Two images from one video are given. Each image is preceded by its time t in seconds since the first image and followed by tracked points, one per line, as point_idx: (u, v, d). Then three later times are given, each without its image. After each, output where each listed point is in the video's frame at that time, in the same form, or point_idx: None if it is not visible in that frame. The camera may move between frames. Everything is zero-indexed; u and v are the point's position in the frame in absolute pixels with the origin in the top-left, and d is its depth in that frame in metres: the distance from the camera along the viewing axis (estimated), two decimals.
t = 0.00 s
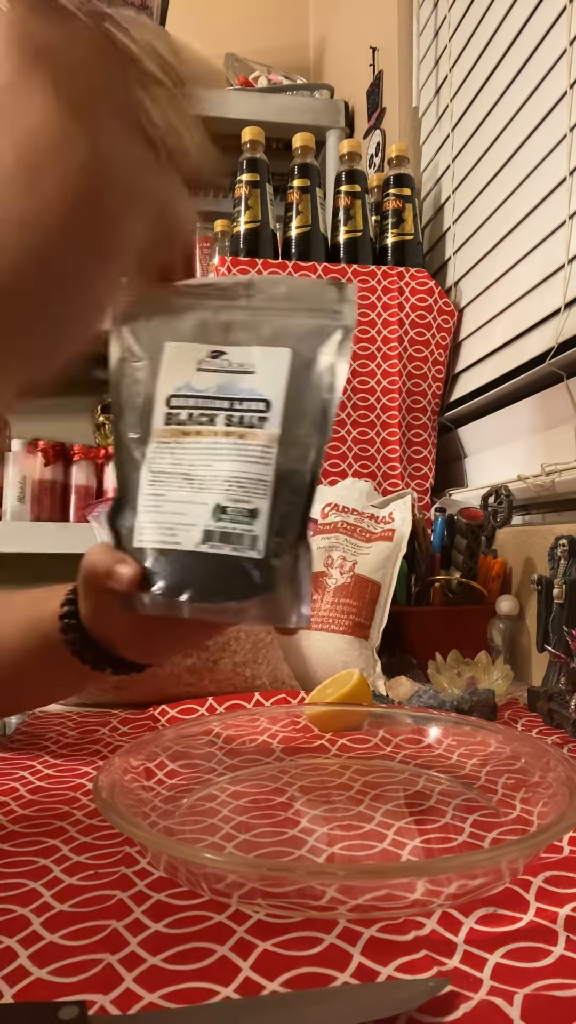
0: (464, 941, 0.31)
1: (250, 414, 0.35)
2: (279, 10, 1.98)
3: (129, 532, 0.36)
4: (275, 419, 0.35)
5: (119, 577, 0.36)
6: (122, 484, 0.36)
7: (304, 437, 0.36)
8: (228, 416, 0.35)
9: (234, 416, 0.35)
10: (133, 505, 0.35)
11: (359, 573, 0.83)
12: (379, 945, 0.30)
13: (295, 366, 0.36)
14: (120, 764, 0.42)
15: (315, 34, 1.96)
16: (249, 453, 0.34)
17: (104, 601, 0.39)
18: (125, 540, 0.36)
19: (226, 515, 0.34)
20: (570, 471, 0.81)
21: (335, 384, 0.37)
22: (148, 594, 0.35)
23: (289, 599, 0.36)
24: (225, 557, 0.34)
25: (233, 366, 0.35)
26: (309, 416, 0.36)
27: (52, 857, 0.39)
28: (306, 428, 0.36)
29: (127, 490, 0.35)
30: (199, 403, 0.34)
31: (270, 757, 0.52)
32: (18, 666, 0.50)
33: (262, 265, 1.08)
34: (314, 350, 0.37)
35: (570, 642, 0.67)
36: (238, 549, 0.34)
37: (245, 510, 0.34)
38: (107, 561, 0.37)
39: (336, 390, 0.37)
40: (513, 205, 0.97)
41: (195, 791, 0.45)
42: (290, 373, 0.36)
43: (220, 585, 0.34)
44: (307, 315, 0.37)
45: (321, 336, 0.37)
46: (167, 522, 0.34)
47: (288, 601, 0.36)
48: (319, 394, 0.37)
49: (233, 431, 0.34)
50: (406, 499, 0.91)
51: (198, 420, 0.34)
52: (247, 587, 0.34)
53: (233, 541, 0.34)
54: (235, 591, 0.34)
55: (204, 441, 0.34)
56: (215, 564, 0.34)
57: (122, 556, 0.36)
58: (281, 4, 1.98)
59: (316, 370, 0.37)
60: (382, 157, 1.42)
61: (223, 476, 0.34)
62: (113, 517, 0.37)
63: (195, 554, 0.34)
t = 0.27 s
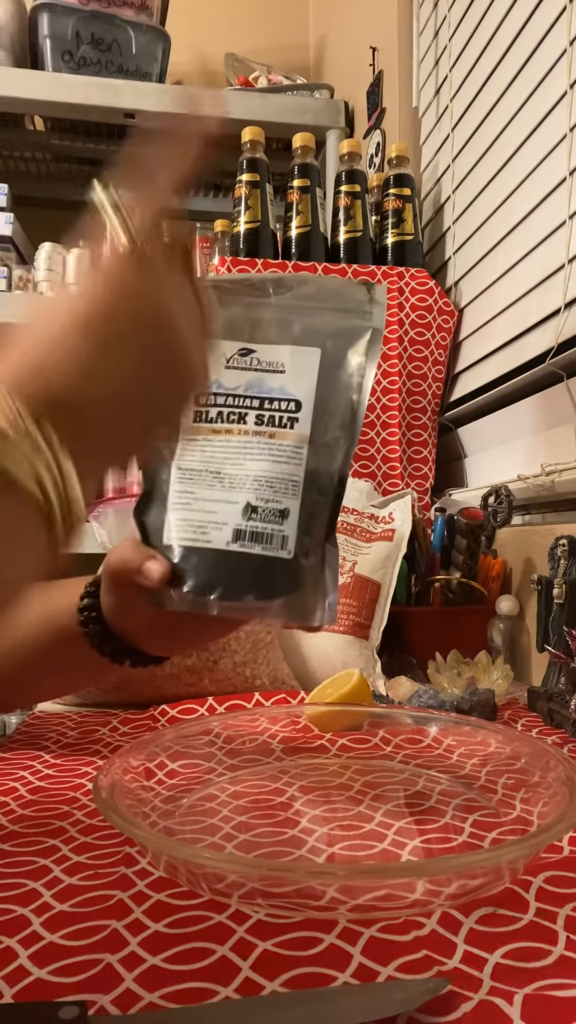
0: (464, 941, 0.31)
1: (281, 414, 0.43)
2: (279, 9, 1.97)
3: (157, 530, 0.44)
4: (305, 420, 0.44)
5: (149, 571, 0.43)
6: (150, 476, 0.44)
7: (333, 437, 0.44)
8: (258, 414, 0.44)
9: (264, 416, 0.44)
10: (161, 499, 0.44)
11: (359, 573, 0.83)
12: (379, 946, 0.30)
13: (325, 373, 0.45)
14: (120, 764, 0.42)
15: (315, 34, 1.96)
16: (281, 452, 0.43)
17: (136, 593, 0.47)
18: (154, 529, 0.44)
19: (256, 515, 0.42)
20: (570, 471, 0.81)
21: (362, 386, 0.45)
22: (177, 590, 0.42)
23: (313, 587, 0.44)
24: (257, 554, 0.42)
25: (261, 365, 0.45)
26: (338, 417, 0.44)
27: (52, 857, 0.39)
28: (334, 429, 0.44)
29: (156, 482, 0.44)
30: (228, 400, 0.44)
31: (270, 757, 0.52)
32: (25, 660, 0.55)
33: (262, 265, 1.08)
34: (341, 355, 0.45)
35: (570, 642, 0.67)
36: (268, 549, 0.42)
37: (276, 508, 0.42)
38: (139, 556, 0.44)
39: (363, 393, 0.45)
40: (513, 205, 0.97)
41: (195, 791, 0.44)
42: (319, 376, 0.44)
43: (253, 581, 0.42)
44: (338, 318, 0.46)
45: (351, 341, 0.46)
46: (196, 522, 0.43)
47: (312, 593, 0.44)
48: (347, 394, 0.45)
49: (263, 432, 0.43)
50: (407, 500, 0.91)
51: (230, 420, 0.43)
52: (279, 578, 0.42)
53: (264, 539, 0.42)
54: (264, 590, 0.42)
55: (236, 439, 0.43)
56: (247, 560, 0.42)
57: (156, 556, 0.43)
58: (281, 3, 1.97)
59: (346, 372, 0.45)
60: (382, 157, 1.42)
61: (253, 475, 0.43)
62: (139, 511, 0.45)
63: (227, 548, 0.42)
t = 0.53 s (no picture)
0: (464, 941, 0.31)
1: (291, 424, 0.41)
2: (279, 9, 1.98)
3: (168, 538, 0.41)
4: (315, 431, 0.41)
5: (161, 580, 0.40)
6: (161, 484, 0.42)
7: (340, 448, 0.42)
8: (269, 425, 0.41)
9: (275, 426, 0.41)
10: (173, 507, 0.41)
11: (359, 573, 0.83)
12: (379, 946, 0.30)
13: (334, 384, 0.42)
14: (120, 764, 0.42)
15: (315, 34, 1.96)
16: (291, 463, 0.41)
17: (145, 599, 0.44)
18: (166, 536, 0.41)
19: (267, 525, 0.40)
20: (570, 471, 0.81)
21: (370, 399, 0.43)
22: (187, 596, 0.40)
23: (319, 600, 0.42)
24: (267, 562, 0.40)
25: (273, 376, 0.42)
26: (346, 430, 0.42)
27: (52, 857, 0.39)
28: (342, 440, 0.42)
29: (167, 488, 0.42)
30: (238, 410, 0.41)
31: (270, 757, 0.52)
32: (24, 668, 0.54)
33: (262, 265, 1.08)
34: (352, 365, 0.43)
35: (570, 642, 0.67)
36: (278, 558, 0.40)
37: (286, 518, 0.40)
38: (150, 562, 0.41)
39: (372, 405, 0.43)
40: (513, 205, 0.97)
41: (195, 791, 0.44)
42: (328, 387, 0.42)
43: (257, 591, 0.40)
44: (347, 329, 0.44)
45: (360, 352, 0.44)
46: (207, 529, 0.40)
47: (320, 605, 0.42)
48: (356, 406, 0.43)
49: (273, 442, 0.41)
50: (407, 500, 0.91)
51: (240, 430, 0.41)
52: (286, 586, 0.41)
53: (274, 547, 0.40)
54: (271, 595, 0.40)
55: (246, 450, 0.41)
56: (256, 570, 0.40)
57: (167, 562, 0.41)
58: (281, 3, 1.97)
59: (356, 383, 0.43)
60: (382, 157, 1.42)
61: (264, 486, 0.40)
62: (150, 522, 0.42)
63: (237, 556, 0.40)
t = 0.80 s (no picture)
0: (465, 941, 0.31)
1: (292, 428, 0.41)
2: (279, 9, 1.97)
3: (169, 539, 0.40)
4: (316, 435, 0.41)
5: (162, 582, 0.38)
6: (163, 487, 0.41)
7: (341, 452, 0.42)
8: (270, 429, 0.41)
9: (276, 430, 0.41)
10: (174, 509, 0.41)
11: (359, 573, 0.83)
12: (379, 945, 0.30)
13: (334, 390, 0.42)
14: (120, 764, 0.42)
15: (315, 34, 1.96)
16: (291, 466, 0.40)
17: (146, 603, 0.41)
18: (166, 537, 0.40)
19: (268, 525, 0.39)
20: (570, 471, 0.81)
21: (370, 404, 0.43)
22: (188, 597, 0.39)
23: (320, 601, 0.41)
24: (268, 563, 0.40)
25: (273, 381, 0.41)
26: (345, 435, 0.42)
27: (52, 857, 0.39)
28: (342, 445, 0.42)
29: (169, 491, 0.41)
30: (240, 414, 0.41)
31: (269, 757, 0.52)
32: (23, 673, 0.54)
33: (262, 265, 1.08)
34: (352, 371, 0.43)
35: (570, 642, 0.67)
36: (279, 558, 0.40)
37: (287, 519, 0.40)
38: (151, 565, 0.39)
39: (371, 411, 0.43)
40: (513, 205, 0.97)
41: (195, 791, 0.44)
42: (328, 392, 0.42)
43: (259, 589, 0.39)
44: (347, 337, 0.43)
45: (359, 359, 0.43)
46: (209, 530, 0.40)
47: (319, 607, 0.41)
48: (355, 411, 0.42)
49: (275, 445, 0.40)
50: (407, 500, 0.91)
51: (242, 433, 0.41)
52: (286, 587, 0.40)
53: (275, 548, 0.40)
54: (271, 594, 0.40)
55: (247, 454, 0.40)
56: (257, 569, 0.40)
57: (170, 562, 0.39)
58: (281, 3, 1.97)
59: (355, 389, 0.43)
60: (382, 157, 1.42)
61: (265, 488, 0.40)
62: (152, 524, 0.41)
63: (239, 556, 0.39)
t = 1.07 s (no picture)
0: (464, 941, 0.31)
1: (287, 437, 0.39)
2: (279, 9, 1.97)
3: (163, 549, 0.39)
4: (311, 444, 0.40)
5: (155, 594, 0.37)
6: (157, 496, 0.40)
7: (337, 462, 0.40)
8: (265, 438, 0.39)
9: (271, 439, 0.39)
10: (168, 519, 0.39)
11: (359, 573, 0.83)
12: (379, 945, 0.30)
13: (329, 399, 0.41)
14: (120, 764, 0.42)
15: (315, 33, 1.96)
16: (287, 476, 0.39)
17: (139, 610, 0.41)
18: (160, 548, 0.39)
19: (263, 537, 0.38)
20: (570, 471, 0.81)
21: (367, 414, 0.41)
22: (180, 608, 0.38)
23: (314, 615, 0.40)
24: (262, 576, 0.38)
25: (269, 390, 0.40)
26: (342, 445, 0.40)
27: (52, 857, 0.39)
28: (338, 455, 0.40)
29: (163, 500, 0.40)
30: (235, 422, 0.39)
31: (269, 757, 0.52)
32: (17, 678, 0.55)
33: (262, 265, 1.08)
34: (349, 380, 0.41)
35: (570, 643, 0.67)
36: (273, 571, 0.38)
37: (282, 530, 0.38)
38: (143, 576, 0.38)
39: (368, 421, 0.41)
40: (513, 205, 0.97)
41: (195, 791, 0.44)
42: (325, 401, 0.40)
43: (253, 601, 0.38)
44: (345, 345, 0.42)
45: (356, 368, 0.42)
46: (202, 540, 0.38)
47: (314, 621, 0.39)
48: (351, 421, 0.41)
49: (270, 454, 0.39)
50: (406, 500, 0.91)
51: (237, 443, 0.39)
52: (281, 600, 0.38)
53: (269, 561, 0.38)
54: (265, 607, 0.38)
55: (242, 464, 0.39)
56: (250, 581, 0.38)
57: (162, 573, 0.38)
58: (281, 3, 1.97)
59: (352, 399, 0.41)
60: (382, 157, 1.42)
61: (260, 499, 0.39)
62: (146, 534, 0.40)
63: (233, 569, 0.38)
